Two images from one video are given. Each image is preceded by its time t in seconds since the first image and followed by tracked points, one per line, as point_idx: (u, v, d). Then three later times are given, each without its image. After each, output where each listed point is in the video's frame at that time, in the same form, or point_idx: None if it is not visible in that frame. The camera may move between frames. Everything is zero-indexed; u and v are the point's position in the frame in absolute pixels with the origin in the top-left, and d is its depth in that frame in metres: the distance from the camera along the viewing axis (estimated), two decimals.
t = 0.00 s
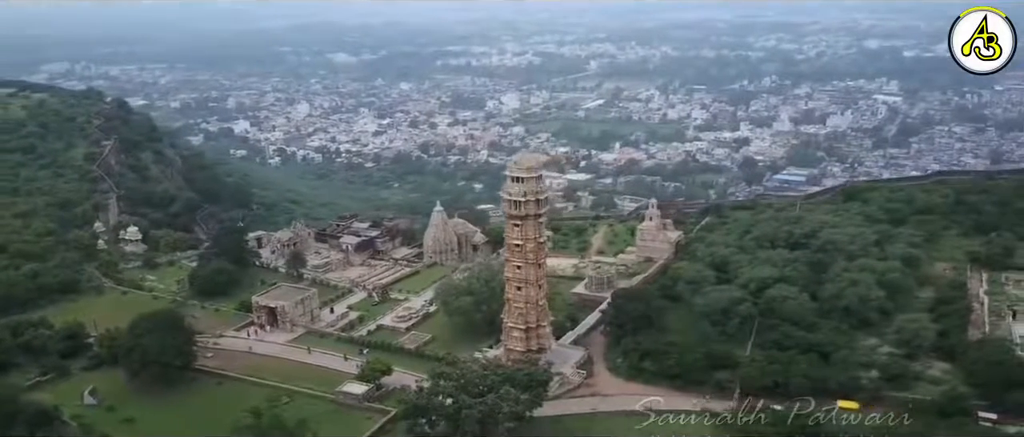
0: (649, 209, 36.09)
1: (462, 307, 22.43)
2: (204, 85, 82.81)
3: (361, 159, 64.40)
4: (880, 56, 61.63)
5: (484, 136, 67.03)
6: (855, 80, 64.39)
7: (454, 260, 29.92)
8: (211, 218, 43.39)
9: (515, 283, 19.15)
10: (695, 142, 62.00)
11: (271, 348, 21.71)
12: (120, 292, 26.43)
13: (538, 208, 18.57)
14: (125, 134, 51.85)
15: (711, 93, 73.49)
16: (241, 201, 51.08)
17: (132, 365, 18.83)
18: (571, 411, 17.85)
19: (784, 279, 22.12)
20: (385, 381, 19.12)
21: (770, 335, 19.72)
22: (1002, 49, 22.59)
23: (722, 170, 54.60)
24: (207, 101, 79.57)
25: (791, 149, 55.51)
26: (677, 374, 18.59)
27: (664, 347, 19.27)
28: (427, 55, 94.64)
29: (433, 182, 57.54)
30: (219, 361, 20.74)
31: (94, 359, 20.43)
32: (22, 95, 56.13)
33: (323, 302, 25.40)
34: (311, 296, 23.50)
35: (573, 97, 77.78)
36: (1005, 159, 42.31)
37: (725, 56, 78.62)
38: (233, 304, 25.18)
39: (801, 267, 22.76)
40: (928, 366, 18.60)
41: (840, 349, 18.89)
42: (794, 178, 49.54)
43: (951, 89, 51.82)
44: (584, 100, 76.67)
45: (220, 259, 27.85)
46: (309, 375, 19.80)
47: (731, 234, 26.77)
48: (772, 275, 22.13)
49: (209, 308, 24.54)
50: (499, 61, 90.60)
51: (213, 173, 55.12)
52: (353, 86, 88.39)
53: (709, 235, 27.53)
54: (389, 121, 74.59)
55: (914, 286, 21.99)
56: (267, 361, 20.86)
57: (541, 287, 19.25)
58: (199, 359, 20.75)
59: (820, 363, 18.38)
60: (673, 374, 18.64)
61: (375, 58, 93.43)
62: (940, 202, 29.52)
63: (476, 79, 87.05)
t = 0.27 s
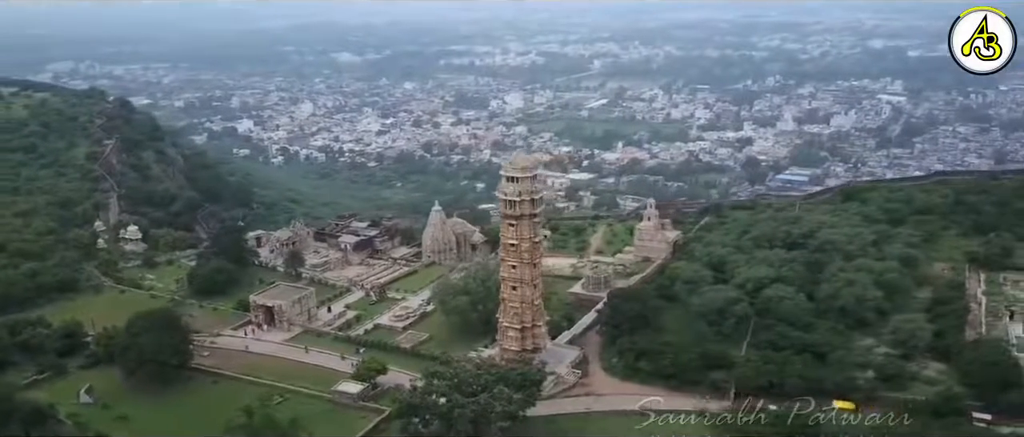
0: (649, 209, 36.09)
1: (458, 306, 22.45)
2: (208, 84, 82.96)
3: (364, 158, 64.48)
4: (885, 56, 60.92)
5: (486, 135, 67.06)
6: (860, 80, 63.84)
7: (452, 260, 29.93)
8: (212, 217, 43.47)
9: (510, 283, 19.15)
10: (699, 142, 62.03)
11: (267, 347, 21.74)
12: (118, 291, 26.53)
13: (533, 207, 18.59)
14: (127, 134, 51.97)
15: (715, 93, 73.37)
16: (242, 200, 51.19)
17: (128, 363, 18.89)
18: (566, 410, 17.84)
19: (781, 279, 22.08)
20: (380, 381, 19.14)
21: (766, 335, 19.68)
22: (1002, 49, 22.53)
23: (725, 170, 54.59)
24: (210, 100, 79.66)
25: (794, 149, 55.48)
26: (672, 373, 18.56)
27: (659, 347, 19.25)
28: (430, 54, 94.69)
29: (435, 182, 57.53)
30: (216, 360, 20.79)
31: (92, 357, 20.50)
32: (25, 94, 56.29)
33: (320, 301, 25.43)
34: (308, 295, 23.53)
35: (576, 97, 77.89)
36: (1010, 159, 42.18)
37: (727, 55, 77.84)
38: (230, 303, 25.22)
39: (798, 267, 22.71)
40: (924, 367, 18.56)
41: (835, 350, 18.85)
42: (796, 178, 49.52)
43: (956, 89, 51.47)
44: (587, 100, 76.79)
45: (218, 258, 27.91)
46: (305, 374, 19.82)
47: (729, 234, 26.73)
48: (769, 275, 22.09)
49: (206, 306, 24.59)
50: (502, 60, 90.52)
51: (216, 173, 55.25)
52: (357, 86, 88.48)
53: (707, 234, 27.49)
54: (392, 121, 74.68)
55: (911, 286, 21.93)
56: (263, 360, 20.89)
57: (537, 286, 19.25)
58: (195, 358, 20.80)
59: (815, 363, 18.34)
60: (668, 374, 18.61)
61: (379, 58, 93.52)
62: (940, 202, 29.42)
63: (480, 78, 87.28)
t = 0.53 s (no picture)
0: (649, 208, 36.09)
1: (454, 306, 22.50)
2: (214, 83, 83.33)
3: (368, 157, 64.63)
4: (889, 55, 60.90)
5: (490, 135, 67.13)
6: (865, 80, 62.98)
7: (451, 259, 29.97)
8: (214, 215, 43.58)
9: (504, 282, 19.17)
10: (703, 142, 62.15)
11: (263, 346, 21.80)
12: (116, 289, 26.65)
13: (527, 207, 18.63)
14: (130, 133, 52.11)
15: (720, 93, 73.31)
16: (245, 199, 51.37)
17: (123, 362, 18.96)
18: (559, 410, 17.85)
19: (776, 279, 22.07)
20: (374, 379, 19.17)
21: (760, 335, 19.66)
22: (1002, 49, 22.45)
23: (729, 170, 54.60)
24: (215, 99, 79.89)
25: (799, 149, 55.47)
26: (666, 374, 18.56)
27: (653, 347, 19.26)
28: (436, 54, 94.91)
29: (437, 182, 57.51)
30: (212, 358, 20.86)
31: (88, 356, 20.58)
32: (30, 93, 56.50)
33: (317, 301, 25.49)
34: (304, 294, 23.60)
35: (581, 96, 78.07)
36: (1014, 159, 42.05)
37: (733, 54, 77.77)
38: (228, 302, 25.29)
39: (794, 267, 22.69)
40: (918, 368, 18.52)
41: (829, 350, 18.83)
42: (800, 178, 49.51)
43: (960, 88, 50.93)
44: (592, 99, 76.98)
45: (217, 257, 28.00)
46: (300, 372, 19.87)
47: (726, 234, 26.70)
48: (765, 275, 22.07)
49: (203, 305, 24.68)
50: (507, 60, 90.53)
51: (218, 172, 55.38)
52: (362, 85, 88.62)
53: (705, 234, 27.49)
54: (397, 120, 74.87)
55: (907, 286, 21.89)
56: (259, 359, 20.95)
57: (531, 286, 19.27)
58: (191, 357, 20.88)
59: (808, 363, 18.32)
60: (661, 374, 18.61)
61: (384, 58, 93.72)
62: (940, 202, 29.34)
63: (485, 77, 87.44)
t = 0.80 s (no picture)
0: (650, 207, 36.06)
1: (450, 305, 22.54)
2: (219, 82, 85.15)
3: (372, 156, 64.71)
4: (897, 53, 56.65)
5: (494, 134, 67.14)
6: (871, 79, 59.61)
7: (449, 258, 30.00)
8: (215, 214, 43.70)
9: (498, 281, 19.18)
10: (707, 141, 62.31)
11: (260, 345, 21.88)
12: (115, 288, 26.79)
13: (520, 206, 18.62)
14: (132, 132, 52.30)
15: (724, 92, 73.13)
16: (246, 199, 51.52)
17: (118, 360, 19.04)
18: (552, 409, 17.89)
19: (772, 279, 22.08)
20: (368, 378, 19.23)
21: (754, 335, 19.67)
22: (1002, 48, 22.43)
23: (732, 169, 54.59)
24: (220, 99, 80.11)
25: (803, 148, 55.47)
26: (659, 373, 18.60)
27: (647, 347, 19.29)
28: (441, 53, 94.93)
29: (439, 181, 57.42)
30: (207, 357, 20.95)
31: (84, 354, 20.67)
32: (33, 92, 56.74)
33: (315, 299, 25.58)
34: (301, 293, 23.68)
35: (586, 96, 78.09)
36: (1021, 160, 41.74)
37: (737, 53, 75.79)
38: (226, 301, 25.38)
39: (790, 267, 22.68)
40: (912, 368, 18.49)
41: (823, 350, 18.83)
42: (803, 178, 49.57)
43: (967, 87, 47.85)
44: (596, 98, 77.10)
45: (216, 256, 28.11)
46: (295, 371, 19.93)
47: (724, 234, 26.68)
48: (760, 275, 22.08)
49: (201, 303, 24.79)
50: (512, 59, 90.44)
51: (221, 171, 55.54)
52: (366, 85, 88.68)
53: (703, 234, 27.50)
54: (401, 119, 74.92)
55: (903, 286, 21.88)
56: (255, 358, 21.03)
57: (525, 285, 19.28)
58: (187, 355, 20.97)
59: (801, 364, 18.32)
60: (655, 373, 18.63)
61: (388, 57, 93.77)
62: (939, 202, 29.24)
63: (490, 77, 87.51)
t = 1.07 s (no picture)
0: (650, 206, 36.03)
1: (446, 304, 22.55)
2: (223, 82, 85.63)
3: (375, 156, 64.78)
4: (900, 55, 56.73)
5: (497, 133, 67.14)
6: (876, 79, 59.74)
7: (448, 258, 30.00)
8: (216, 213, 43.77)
9: (493, 281, 19.19)
10: (710, 141, 62.33)
11: (256, 344, 21.94)
12: (114, 286, 26.87)
13: (515, 205, 18.61)
14: (134, 131, 52.44)
15: (728, 91, 73.03)
16: (248, 198, 51.66)
17: (114, 359, 19.10)
18: (545, 409, 17.89)
19: (768, 279, 22.06)
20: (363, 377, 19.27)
21: (750, 335, 19.64)
22: (1002, 49, 22.37)
23: (734, 169, 54.54)
24: (224, 98, 80.32)
25: (807, 149, 55.14)
26: (654, 373, 18.61)
27: (642, 347, 19.29)
28: (445, 53, 95.14)
29: (441, 181, 57.35)
30: (204, 355, 21.01)
31: (81, 353, 20.73)
32: (36, 91, 56.92)
33: (312, 299, 25.60)
34: (298, 292, 23.71)
35: (589, 95, 78.10)
36: None
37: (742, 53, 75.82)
38: (223, 300, 25.42)
39: (787, 267, 22.66)
40: (908, 368, 18.44)
41: (817, 351, 18.80)
42: (808, 177, 49.33)
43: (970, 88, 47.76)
44: (600, 98, 77.17)
45: (214, 254, 28.17)
46: (290, 371, 19.97)
47: (721, 234, 26.64)
48: (757, 275, 22.06)
49: (198, 302, 24.86)
50: (516, 59, 90.42)
51: (223, 170, 55.62)
52: (370, 84, 88.73)
53: (701, 233, 27.42)
54: (404, 118, 74.97)
55: (899, 286, 21.84)
56: (251, 356, 21.09)
57: (520, 285, 19.30)
58: (184, 353, 21.04)
59: (796, 364, 18.30)
60: (649, 373, 18.64)
61: (392, 57, 93.88)
62: (938, 203, 29.16)
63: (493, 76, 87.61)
